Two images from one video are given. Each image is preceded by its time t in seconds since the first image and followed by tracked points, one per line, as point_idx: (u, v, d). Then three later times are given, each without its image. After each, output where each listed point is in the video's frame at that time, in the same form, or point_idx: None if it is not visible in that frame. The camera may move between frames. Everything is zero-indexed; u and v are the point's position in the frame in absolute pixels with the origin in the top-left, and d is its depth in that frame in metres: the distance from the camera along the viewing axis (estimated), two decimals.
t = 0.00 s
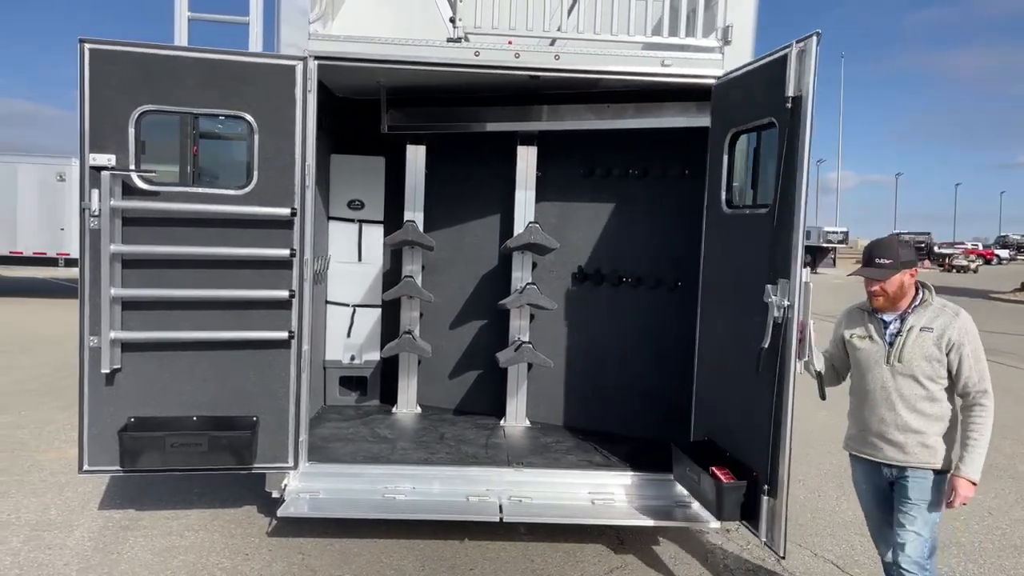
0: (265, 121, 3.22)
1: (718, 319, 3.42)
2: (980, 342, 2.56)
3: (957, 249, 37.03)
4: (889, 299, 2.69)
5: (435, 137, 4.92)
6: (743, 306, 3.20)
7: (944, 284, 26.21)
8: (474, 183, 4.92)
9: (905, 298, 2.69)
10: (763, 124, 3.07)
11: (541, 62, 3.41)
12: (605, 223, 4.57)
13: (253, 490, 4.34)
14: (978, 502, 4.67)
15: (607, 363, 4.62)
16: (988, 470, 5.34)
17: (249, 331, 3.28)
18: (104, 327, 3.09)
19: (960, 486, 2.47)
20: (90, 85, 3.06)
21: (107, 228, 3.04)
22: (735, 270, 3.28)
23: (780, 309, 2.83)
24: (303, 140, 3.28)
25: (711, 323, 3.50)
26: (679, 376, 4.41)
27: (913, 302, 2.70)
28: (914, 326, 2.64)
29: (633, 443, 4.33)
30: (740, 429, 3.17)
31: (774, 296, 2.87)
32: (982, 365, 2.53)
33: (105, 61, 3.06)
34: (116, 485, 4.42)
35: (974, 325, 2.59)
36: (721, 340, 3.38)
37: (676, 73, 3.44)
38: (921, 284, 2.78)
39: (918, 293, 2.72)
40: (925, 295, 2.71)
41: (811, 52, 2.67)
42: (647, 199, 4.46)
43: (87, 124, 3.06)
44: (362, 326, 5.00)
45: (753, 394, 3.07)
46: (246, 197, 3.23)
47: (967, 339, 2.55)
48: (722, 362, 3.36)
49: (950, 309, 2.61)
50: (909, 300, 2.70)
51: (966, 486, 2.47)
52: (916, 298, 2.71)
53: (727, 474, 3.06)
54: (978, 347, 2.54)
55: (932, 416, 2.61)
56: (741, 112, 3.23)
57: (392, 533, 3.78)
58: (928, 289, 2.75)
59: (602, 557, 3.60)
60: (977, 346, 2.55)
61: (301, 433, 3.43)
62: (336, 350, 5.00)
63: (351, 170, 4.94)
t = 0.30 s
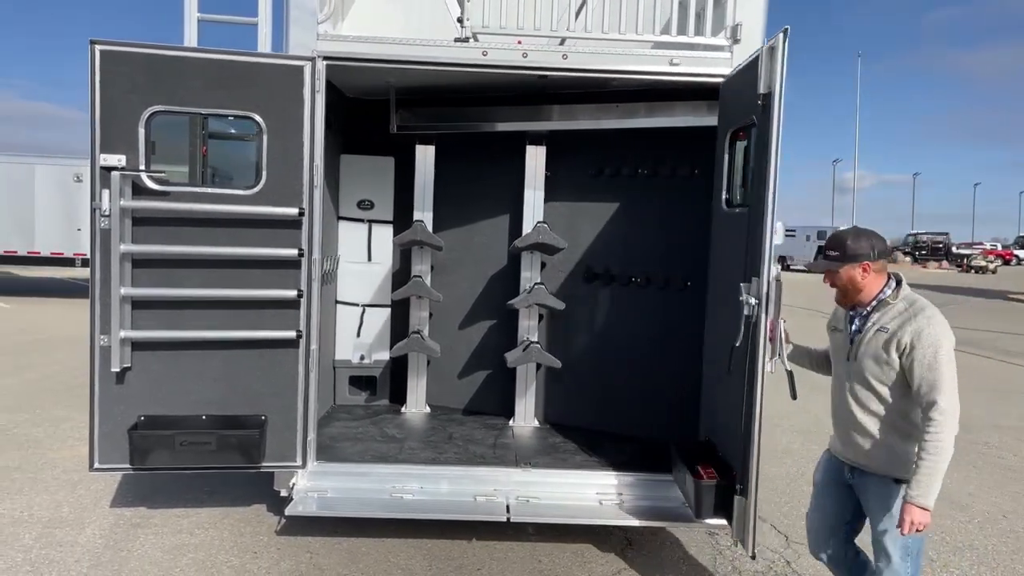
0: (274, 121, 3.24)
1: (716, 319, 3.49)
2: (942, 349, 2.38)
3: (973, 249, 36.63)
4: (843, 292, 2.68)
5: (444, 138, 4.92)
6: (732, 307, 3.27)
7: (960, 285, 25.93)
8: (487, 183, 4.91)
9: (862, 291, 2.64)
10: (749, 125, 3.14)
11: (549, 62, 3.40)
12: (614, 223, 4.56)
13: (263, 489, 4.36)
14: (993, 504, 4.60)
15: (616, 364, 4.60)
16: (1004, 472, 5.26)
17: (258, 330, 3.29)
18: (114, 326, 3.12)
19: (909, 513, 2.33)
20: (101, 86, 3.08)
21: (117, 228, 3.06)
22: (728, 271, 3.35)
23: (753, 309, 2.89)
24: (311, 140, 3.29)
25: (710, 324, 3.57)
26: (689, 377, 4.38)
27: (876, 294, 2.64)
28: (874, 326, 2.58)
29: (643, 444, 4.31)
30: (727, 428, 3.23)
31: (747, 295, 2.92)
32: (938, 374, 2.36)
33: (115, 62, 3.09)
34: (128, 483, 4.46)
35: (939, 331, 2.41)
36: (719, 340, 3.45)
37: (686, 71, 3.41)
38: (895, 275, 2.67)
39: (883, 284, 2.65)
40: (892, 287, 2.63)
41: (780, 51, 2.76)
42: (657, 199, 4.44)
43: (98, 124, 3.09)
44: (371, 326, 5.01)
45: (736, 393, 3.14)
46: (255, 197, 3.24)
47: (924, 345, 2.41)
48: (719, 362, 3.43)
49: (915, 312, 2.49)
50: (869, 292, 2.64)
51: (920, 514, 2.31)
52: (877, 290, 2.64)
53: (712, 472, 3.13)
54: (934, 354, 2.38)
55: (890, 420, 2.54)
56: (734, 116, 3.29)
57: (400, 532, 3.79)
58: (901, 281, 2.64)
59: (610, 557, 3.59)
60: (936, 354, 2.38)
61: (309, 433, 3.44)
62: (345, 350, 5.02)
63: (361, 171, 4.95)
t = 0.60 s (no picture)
0: (280, 122, 3.25)
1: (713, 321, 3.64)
2: (856, 357, 2.35)
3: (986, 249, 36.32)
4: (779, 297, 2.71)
5: (450, 138, 4.93)
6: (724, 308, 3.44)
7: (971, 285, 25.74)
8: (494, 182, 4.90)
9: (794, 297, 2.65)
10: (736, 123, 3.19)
11: (555, 62, 3.39)
12: (620, 223, 4.56)
13: (270, 488, 4.38)
14: (1004, 507, 4.56)
15: (623, 364, 4.59)
16: (1016, 474, 5.20)
17: (264, 330, 3.31)
18: (123, 325, 3.14)
19: (799, 512, 2.38)
20: (110, 88, 3.10)
21: (125, 228, 3.08)
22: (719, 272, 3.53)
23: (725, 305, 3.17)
24: (317, 141, 3.30)
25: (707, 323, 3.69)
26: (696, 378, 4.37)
27: (809, 300, 2.64)
28: (810, 331, 2.58)
29: (650, 445, 4.30)
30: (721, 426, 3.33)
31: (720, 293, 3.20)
32: (847, 381, 2.35)
33: (124, 63, 3.11)
34: (137, 482, 4.48)
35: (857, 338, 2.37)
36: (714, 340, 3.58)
37: (694, 71, 3.39)
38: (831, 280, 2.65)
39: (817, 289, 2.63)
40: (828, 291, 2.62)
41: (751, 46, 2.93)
42: (664, 199, 4.44)
43: (107, 125, 3.11)
44: (378, 326, 5.02)
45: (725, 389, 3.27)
46: (262, 197, 3.25)
47: (840, 351, 2.38)
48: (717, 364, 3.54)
49: (841, 316, 2.46)
50: (802, 298, 2.64)
51: (807, 514, 2.36)
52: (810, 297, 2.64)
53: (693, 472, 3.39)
54: (848, 361, 2.36)
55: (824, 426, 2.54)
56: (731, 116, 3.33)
57: (406, 532, 3.80)
58: (836, 286, 2.60)
59: (616, 558, 3.58)
60: (847, 361, 2.36)
61: (315, 432, 3.45)
62: (352, 350, 5.03)
63: (368, 171, 4.96)
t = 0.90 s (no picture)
0: (286, 123, 3.26)
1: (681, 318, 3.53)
2: (772, 339, 2.36)
3: (995, 249, 36.12)
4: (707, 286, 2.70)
5: (456, 138, 4.93)
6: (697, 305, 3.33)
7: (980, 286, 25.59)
8: (498, 182, 4.93)
9: (719, 287, 2.64)
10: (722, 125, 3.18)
11: (560, 62, 3.39)
12: (627, 223, 4.59)
13: (276, 487, 4.39)
14: (1012, 508, 4.52)
15: (628, 363, 4.63)
16: None
17: (271, 329, 3.32)
18: (130, 324, 3.16)
19: (725, 491, 2.43)
20: (118, 88, 3.12)
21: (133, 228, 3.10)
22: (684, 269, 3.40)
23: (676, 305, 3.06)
24: (323, 141, 3.31)
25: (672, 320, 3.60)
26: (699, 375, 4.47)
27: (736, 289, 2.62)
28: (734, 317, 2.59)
29: (655, 445, 4.30)
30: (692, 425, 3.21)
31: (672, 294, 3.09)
32: (764, 363, 2.37)
33: (131, 64, 3.13)
34: (144, 480, 4.51)
35: (773, 321, 2.38)
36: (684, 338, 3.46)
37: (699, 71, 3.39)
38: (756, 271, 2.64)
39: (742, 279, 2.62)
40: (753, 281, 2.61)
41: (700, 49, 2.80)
42: (669, 199, 4.48)
43: (114, 126, 3.13)
44: (384, 325, 5.03)
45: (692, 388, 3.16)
46: (268, 197, 3.27)
47: (757, 334, 2.39)
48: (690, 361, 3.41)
49: (760, 301, 2.47)
50: (727, 287, 2.63)
51: (734, 493, 2.41)
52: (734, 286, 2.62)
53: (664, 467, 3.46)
54: (763, 344, 2.38)
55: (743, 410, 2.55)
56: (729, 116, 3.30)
57: (411, 531, 3.80)
58: (760, 275, 2.60)
59: (621, 558, 3.58)
60: (763, 344, 2.37)
61: (321, 432, 3.46)
62: (358, 350, 5.04)
63: (373, 171, 4.97)
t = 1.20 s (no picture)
0: (290, 123, 3.27)
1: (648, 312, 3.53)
2: (704, 325, 2.40)
3: (1001, 250, 36.00)
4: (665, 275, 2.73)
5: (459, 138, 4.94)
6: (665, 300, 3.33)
7: (986, 286, 25.52)
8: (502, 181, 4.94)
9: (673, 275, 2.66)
10: (700, 126, 3.22)
11: (563, 62, 3.39)
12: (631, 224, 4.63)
13: (280, 486, 4.40)
14: (1017, 509, 4.51)
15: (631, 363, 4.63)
16: None
17: (275, 329, 3.33)
18: (135, 324, 3.17)
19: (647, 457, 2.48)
20: (123, 89, 3.14)
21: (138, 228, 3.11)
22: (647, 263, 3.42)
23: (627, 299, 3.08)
24: (327, 141, 3.32)
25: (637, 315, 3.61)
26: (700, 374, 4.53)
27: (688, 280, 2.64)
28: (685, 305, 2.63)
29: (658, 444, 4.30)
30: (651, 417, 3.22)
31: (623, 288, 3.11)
32: (695, 346, 2.41)
33: (137, 64, 3.14)
34: (149, 479, 4.52)
35: (711, 306, 2.42)
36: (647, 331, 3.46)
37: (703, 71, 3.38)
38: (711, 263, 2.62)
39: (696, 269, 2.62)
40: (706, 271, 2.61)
41: (646, 54, 2.90)
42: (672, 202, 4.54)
43: (119, 126, 3.15)
44: (388, 325, 5.04)
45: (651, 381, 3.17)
46: (273, 197, 3.28)
47: (694, 319, 2.44)
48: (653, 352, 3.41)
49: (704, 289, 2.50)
50: (680, 277, 2.65)
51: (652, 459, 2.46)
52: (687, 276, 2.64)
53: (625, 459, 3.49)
54: (696, 328, 2.42)
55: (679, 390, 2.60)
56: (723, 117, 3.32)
57: (414, 530, 3.81)
58: (711, 267, 2.59)
59: (624, 558, 3.58)
60: (699, 327, 2.41)
61: (325, 431, 3.46)
62: (361, 349, 5.05)
63: (377, 171, 4.98)
